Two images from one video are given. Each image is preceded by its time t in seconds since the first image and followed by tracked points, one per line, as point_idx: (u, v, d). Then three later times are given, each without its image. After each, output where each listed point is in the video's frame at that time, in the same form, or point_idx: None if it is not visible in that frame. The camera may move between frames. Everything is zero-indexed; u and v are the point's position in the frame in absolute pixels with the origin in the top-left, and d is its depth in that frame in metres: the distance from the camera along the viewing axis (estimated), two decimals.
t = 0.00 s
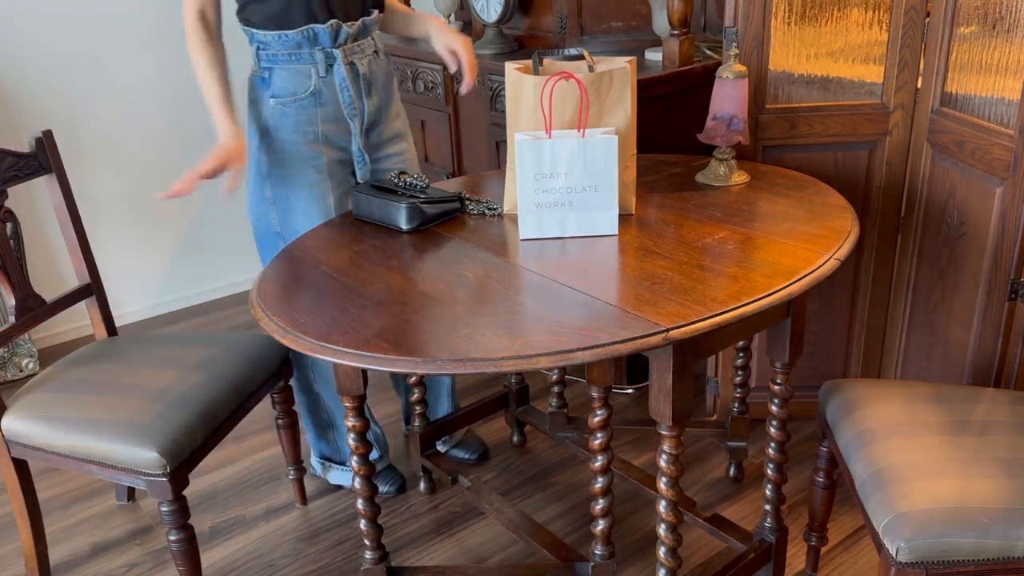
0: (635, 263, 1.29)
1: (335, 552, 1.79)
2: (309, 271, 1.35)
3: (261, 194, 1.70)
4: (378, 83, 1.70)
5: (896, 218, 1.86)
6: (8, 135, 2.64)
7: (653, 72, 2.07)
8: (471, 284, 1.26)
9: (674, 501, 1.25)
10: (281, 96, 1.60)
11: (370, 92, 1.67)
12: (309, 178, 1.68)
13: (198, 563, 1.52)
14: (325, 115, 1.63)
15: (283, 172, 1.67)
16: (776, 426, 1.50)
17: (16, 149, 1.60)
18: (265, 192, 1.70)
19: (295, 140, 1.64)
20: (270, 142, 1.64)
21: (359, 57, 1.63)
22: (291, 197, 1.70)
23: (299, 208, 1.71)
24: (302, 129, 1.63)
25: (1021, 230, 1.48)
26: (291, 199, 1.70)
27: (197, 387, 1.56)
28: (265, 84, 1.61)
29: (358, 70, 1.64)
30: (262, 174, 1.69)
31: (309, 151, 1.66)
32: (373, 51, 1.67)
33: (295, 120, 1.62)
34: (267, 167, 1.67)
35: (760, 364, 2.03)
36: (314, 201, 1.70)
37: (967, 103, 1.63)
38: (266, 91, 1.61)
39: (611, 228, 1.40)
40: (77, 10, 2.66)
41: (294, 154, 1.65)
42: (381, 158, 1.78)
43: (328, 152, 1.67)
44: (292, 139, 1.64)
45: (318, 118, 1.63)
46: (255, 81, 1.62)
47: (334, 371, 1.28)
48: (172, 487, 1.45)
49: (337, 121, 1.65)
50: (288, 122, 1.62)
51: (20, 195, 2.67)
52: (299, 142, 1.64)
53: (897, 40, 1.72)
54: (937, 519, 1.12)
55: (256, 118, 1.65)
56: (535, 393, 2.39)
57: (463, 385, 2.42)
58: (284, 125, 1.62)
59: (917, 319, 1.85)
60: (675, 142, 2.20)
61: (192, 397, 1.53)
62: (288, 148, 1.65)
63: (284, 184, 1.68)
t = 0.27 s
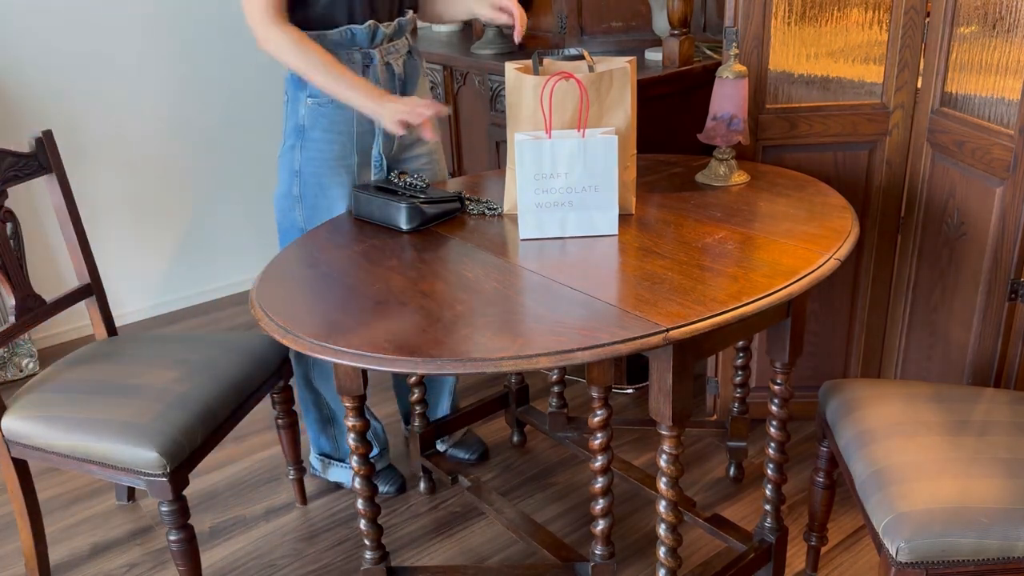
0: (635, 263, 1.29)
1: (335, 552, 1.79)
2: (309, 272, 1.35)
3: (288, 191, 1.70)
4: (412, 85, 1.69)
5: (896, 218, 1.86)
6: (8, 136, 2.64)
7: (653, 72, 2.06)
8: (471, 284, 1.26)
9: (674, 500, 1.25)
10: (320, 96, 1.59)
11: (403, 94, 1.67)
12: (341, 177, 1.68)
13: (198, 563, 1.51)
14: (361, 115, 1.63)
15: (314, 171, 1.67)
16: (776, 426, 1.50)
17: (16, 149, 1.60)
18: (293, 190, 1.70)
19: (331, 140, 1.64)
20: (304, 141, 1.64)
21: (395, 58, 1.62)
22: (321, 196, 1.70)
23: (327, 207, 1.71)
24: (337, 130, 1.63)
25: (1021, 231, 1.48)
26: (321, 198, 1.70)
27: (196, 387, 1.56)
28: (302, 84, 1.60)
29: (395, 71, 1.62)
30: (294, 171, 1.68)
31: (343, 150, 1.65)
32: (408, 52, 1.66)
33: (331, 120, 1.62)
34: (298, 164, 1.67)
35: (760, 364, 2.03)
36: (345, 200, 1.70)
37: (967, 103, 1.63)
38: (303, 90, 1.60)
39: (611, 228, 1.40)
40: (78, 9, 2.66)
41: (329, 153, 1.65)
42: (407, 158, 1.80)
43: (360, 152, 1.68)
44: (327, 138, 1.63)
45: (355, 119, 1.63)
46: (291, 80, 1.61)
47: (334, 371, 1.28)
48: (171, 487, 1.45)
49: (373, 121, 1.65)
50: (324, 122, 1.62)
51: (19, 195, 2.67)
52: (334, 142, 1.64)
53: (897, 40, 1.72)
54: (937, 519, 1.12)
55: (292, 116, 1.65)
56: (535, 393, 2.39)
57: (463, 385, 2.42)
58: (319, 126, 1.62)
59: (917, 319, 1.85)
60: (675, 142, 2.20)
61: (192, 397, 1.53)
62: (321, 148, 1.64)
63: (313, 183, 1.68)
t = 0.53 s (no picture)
0: (635, 263, 1.28)
1: (335, 552, 1.79)
2: (309, 271, 1.35)
3: (302, 190, 1.70)
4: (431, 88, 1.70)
5: (896, 218, 1.86)
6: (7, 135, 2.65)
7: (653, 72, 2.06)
8: (472, 284, 1.26)
9: (674, 501, 1.25)
10: (339, 97, 1.60)
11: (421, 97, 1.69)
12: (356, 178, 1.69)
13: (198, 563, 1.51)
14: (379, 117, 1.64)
15: (329, 171, 1.67)
16: (776, 426, 1.49)
17: (16, 149, 1.60)
18: (307, 189, 1.70)
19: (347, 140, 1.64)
20: (322, 141, 1.64)
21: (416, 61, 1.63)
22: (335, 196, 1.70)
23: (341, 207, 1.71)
24: (354, 132, 1.63)
25: (1021, 231, 1.48)
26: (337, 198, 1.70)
27: (196, 387, 1.56)
28: (322, 84, 1.61)
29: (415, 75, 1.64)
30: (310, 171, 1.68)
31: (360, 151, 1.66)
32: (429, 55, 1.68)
33: (350, 122, 1.62)
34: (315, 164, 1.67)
35: (760, 364, 2.03)
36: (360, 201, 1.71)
37: (967, 103, 1.63)
38: (322, 91, 1.61)
39: (611, 228, 1.40)
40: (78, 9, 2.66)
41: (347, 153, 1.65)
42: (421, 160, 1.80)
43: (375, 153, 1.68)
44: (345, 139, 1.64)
45: (374, 120, 1.64)
46: (311, 80, 1.62)
47: (334, 371, 1.28)
48: (171, 488, 1.45)
49: (390, 123, 1.66)
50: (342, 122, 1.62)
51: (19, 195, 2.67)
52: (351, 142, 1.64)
53: (897, 40, 1.72)
54: (937, 519, 1.12)
55: (310, 116, 1.65)
56: (535, 393, 2.39)
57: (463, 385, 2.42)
58: (338, 126, 1.62)
59: (917, 320, 1.85)
60: (675, 142, 2.20)
61: (191, 397, 1.53)
62: (339, 149, 1.65)
63: (328, 183, 1.68)
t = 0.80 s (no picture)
0: (635, 263, 1.28)
1: (335, 552, 1.79)
2: (310, 271, 1.35)
3: (308, 189, 1.70)
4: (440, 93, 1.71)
5: (896, 218, 1.86)
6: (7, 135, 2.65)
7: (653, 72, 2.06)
8: (472, 284, 1.26)
9: (674, 501, 1.25)
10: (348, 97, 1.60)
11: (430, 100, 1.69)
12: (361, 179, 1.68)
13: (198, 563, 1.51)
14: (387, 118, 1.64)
15: (335, 171, 1.67)
16: (777, 427, 1.50)
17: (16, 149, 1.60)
18: (313, 189, 1.70)
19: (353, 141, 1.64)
20: (330, 142, 1.64)
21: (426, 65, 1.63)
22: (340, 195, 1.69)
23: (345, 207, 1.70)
24: (362, 133, 1.63)
25: (1021, 231, 1.48)
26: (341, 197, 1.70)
27: (196, 387, 1.56)
28: (331, 85, 1.61)
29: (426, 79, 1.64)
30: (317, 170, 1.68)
31: (366, 151, 1.65)
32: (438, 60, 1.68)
33: (357, 124, 1.62)
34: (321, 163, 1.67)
35: (760, 364, 2.03)
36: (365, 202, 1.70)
37: (967, 103, 1.63)
38: (332, 92, 1.61)
39: (612, 228, 1.40)
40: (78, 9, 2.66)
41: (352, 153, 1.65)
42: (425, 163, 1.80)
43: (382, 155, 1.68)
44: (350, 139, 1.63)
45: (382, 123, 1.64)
46: (321, 80, 1.62)
47: (334, 371, 1.28)
48: (171, 488, 1.45)
49: (397, 125, 1.66)
50: (349, 122, 1.62)
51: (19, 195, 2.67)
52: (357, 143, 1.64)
53: (897, 40, 1.72)
54: (937, 519, 1.12)
55: (319, 116, 1.65)
56: (535, 393, 2.39)
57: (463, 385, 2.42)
58: (346, 128, 1.62)
59: (917, 320, 1.85)
60: (675, 142, 2.20)
61: (191, 397, 1.53)
62: (346, 151, 1.64)
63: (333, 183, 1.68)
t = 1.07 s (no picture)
0: (635, 263, 1.28)
1: (335, 552, 1.79)
2: (310, 271, 1.35)
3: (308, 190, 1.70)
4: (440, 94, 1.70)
5: (896, 218, 1.86)
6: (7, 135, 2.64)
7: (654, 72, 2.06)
8: (472, 284, 1.26)
9: (674, 501, 1.25)
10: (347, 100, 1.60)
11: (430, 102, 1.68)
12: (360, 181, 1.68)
13: (198, 563, 1.51)
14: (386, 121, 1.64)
15: (335, 173, 1.67)
16: (777, 427, 1.50)
17: (15, 149, 1.60)
18: (313, 190, 1.70)
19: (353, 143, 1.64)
20: (330, 144, 1.64)
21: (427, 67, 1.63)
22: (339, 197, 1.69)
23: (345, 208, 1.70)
24: (362, 135, 1.63)
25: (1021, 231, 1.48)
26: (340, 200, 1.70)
27: (196, 387, 1.56)
28: (331, 87, 1.61)
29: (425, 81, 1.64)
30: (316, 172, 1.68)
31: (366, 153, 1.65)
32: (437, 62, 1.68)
33: (358, 126, 1.62)
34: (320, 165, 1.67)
35: (760, 364, 2.03)
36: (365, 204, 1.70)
37: (967, 103, 1.63)
38: (332, 93, 1.61)
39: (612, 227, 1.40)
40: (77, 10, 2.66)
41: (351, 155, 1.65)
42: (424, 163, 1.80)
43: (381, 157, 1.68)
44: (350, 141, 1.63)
45: (382, 125, 1.64)
46: (322, 82, 1.62)
47: (334, 371, 1.28)
48: (171, 488, 1.45)
49: (397, 126, 1.66)
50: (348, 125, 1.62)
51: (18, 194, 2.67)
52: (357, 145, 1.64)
53: (897, 40, 1.73)
54: (937, 519, 1.12)
55: (320, 118, 1.65)
56: (535, 393, 2.39)
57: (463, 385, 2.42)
58: (346, 130, 1.62)
59: (917, 319, 1.85)
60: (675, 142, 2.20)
61: (191, 397, 1.53)
62: (346, 153, 1.64)
63: (332, 185, 1.68)
